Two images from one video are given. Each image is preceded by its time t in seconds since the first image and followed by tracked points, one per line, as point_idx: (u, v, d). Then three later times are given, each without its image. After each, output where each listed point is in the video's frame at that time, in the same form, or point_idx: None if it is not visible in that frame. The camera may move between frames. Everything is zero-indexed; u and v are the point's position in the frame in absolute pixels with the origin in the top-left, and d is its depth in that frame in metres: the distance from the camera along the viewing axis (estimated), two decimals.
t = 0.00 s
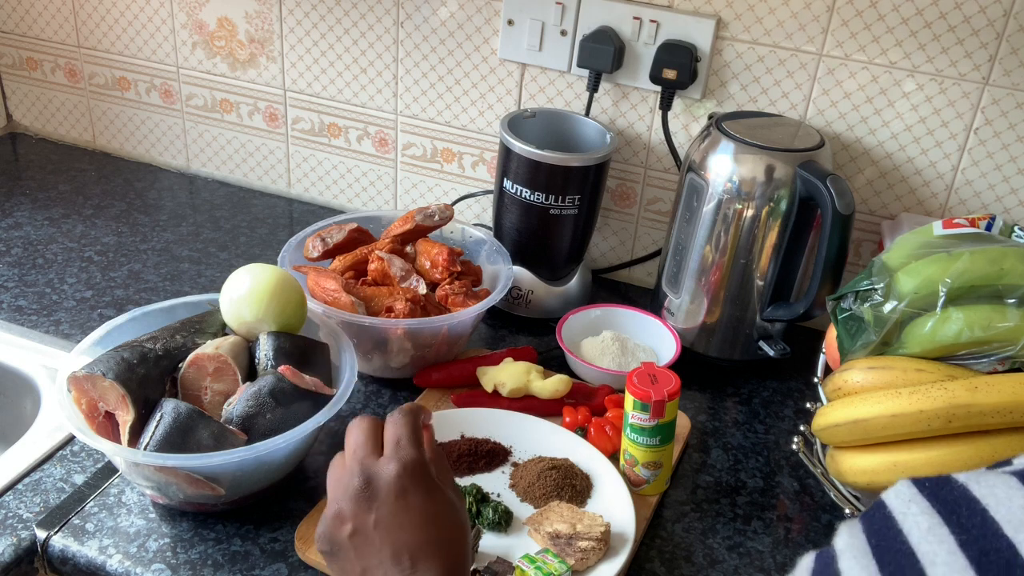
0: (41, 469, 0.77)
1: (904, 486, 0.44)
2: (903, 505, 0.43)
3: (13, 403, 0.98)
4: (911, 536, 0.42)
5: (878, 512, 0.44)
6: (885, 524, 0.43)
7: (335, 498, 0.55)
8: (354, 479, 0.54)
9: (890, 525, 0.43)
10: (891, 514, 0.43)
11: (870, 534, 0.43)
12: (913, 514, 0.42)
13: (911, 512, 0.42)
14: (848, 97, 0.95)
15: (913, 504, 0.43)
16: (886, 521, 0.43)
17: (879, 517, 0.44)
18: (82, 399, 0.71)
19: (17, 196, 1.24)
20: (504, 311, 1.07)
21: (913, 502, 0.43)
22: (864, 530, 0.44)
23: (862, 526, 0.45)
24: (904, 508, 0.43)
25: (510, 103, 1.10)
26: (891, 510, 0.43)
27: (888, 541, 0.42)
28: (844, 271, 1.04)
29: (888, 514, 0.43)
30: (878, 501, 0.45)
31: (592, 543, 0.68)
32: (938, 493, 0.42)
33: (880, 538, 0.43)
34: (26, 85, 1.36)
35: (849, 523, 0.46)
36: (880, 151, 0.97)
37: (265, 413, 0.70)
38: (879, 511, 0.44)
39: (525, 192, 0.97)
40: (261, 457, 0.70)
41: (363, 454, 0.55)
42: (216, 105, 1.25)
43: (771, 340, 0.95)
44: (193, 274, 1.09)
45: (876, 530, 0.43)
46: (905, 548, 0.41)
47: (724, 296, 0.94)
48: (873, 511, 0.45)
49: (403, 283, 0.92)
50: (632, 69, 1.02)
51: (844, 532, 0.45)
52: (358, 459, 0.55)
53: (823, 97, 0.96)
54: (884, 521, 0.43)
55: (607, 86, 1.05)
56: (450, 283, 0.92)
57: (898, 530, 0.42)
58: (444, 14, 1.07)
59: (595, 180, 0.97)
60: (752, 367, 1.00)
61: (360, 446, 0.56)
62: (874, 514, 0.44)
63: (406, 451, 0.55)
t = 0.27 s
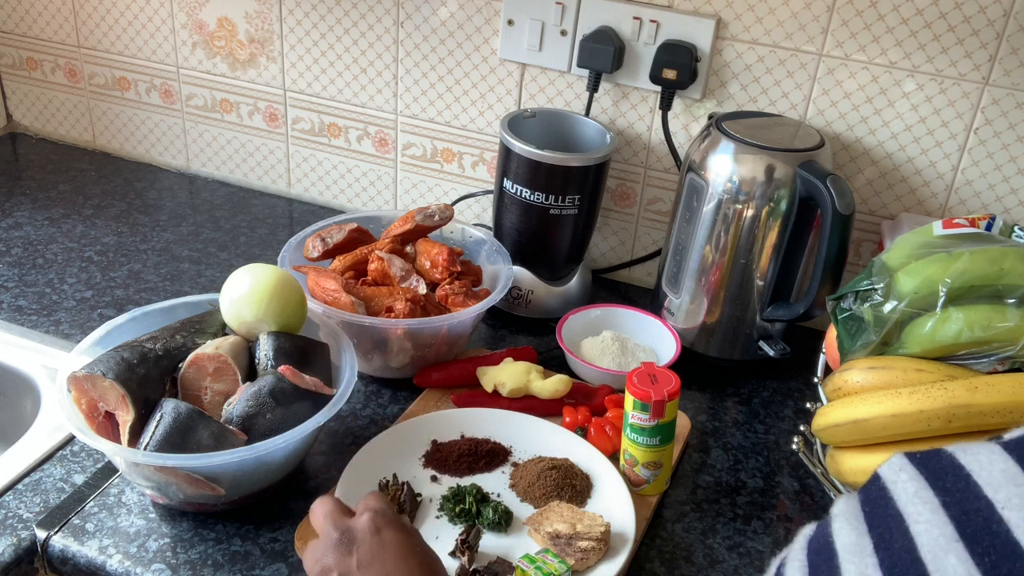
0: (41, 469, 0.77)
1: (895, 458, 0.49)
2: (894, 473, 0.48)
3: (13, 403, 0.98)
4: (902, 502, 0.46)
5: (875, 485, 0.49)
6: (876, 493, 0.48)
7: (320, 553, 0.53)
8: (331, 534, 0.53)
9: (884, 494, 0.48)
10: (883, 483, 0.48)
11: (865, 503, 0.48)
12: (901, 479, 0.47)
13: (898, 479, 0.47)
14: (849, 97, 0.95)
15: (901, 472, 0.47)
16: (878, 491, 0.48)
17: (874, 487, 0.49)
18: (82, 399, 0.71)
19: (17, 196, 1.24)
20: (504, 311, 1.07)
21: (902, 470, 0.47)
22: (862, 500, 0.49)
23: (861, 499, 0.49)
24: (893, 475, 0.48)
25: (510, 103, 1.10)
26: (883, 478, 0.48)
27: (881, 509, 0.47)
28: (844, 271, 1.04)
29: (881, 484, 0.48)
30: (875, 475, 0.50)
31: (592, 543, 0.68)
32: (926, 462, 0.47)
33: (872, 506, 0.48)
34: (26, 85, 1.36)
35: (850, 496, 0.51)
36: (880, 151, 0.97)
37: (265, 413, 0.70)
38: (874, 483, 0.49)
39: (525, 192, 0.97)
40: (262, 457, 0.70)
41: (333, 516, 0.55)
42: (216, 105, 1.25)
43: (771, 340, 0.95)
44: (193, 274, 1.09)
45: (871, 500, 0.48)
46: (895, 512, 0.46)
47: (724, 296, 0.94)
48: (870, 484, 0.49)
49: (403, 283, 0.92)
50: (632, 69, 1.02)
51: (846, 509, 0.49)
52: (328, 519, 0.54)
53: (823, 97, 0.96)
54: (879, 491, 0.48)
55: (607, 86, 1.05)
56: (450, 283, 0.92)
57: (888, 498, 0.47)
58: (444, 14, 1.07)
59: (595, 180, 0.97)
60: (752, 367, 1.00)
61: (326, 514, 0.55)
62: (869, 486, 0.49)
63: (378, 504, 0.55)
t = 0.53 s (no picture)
0: (41, 469, 0.77)
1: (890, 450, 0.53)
2: (889, 465, 0.51)
3: (13, 403, 0.98)
4: (894, 494, 0.49)
5: (873, 478, 0.52)
6: (874, 485, 0.51)
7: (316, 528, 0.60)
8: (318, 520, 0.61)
9: (880, 485, 0.51)
10: (880, 475, 0.52)
11: (864, 495, 0.52)
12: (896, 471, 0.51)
13: (892, 471, 0.51)
14: (849, 97, 0.95)
15: (895, 464, 0.51)
16: (876, 484, 0.51)
17: (872, 479, 0.52)
18: (82, 398, 0.71)
19: (17, 196, 1.24)
20: (504, 311, 1.07)
21: (896, 462, 0.51)
22: (860, 491, 0.53)
23: (860, 490, 0.53)
24: (888, 467, 0.51)
25: (510, 103, 1.10)
26: (878, 470, 0.52)
27: (876, 499, 0.50)
28: (844, 271, 1.04)
29: (877, 476, 0.52)
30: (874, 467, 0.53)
31: (592, 543, 0.68)
32: (920, 455, 0.51)
33: (871, 498, 0.51)
34: (26, 85, 1.36)
35: (849, 488, 0.55)
36: (880, 151, 0.97)
37: (265, 413, 0.70)
38: (873, 474, 0.52)
39: (525, 192, 0.97)
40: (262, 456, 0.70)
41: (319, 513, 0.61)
42: (216, 105, 1.25)
43: (771, 340, 0.95)
44: (193, 274, 1.09)
45: (868, 491, 0.51)
46: (888, 504, 0.49)
47: (724, 296, 0.94)
48: (869, 475, 0.53)
49: (402, 283, 0.92)
50: (632, 69, 1.02)
51: (844, 500, 0.53)
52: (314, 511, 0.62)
53: (823, 97, 0.96)
54: (876, 484, 0.51)
55: (607, 86, 1.05)
56: (450, 283, 0.92)
57: (884, 490, 0.50)
58: (444, 14, 1.07)
59: (595, 180, 0.97)
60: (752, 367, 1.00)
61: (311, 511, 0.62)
62: (868, 476, 0.53)
63: (364, 497, 0.62)
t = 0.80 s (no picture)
0: (41, 469, 0.77)
1: (883, 458, 0.52)
2: (880, 475, 0.51)
3: (13, 403, 0.98)
4: (885, 504, 0.49)
5: (864, 485, 0.52)
6: (864, 494, 0.51)
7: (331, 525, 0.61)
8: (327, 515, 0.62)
9: (870, 494, 0.51)
10: (870, 484, 0.51)
11: (854, 504, 0.51)
12: (887, 481, 0.50)
13: (884, 480, 0.50)
14: (848, 97, 0.95)
15: (887, 474, 0.50)
16: (866, 493, 0.51)
17: (862, 487, 0.52)
18: (82, 398, 0.71)
19: (17, 196, 1.24)
20: (504, 311, 1.07)
21: (888, 472, 0.50)
22: (850, 500, 0.52)
23: (849, 500, 0.52)
24: (880, 477, 0.50)
25: (510, 103, 1.10)
26: (869, 478, 0.51)
27: (866, 509, 0.50)
28: (844, 271, 1.04)
29: (868, 485, 0.51)
30: (864, 475, 0.53)
31: (592, 543, 0.68)
32: (911, 464, 0.50)
33: (859, 507, 0.51)
34: (26, 85, 1.36)
35: (839, 496, 0.54)
36: (880, 151, 0.97)
37: (265, 413, 0.70)
38: (863, 483, 0.52)
39: (525, 192, 0.97)
40: (262, 456, 0.70)
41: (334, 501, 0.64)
42: (216, 105, 1.25)
43: (771, 340, 0.95)
44: (193, 274, 1.09)
45: (858, 500, 0.51)
46: (879, 515, 0.49)
47: (724, 296, 0.94)
48: (860, 483, 0.53)
49: (403, 283, 0.92)
50: (632, 69, 1.02)
51: (833, 510, 0.52)
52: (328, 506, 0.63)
53: (823, 97, 0.96)
54: (866, 492, 0.51)
55: (607, 86, 1.05)
56: (450, 283, 0.92)
57: (875, 500, 0.50)
58: (444, 14, 1.07)
59: (595, 180, 0.97)
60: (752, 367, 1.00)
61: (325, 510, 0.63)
62: (858, 485, 0.52)
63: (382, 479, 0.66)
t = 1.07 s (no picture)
0: (41, 469, 0.77)
1: (894, 466, 0.49)
2: (893, 483, 0.48)
3: (13, 403, 0.98)
4: (898, 516, 0.46)
5: (874, 493, 0.49)
6: (874, 502, 0.48)
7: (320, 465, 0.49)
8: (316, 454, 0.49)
9: (881, 503, 0.48)
10: (881, 491, 0.48)
11: (862, 513, 0.49)
12: (900, 491, 0.47)
13: (897, 489, 0.47)
14: (848, 97, 0.95)
15: (900, 482, 0.47)
16: (876, 502, 0.48)
17: (871, 496, 0.49)
18: (82, 399, 0.71)
19: (17, 196, 1.24)
20: (504, 311, 1.07)
21: (901, 481, 0.48)
22: (858, 510, 0.49)
23: (856, 510, 0.50)
24: (892, 485, 0.48)
25: (510, 103, 1.10)
26: (880, 486, 0.49)
27: (879, 520, 0.47)
28: (844, 271, 1.04)
29: (879, 494, 0.48)
30: (873, 483, 0.50)
31: (592, 543, 0.68)
32: (925, 472, 0.47)
33: (870, 517, 0.48)
34: (26, 85, 1.36)
35: (845, 504, 0.51)
36: (880, 151, 0.97)
37: (265, 413, 0.70)
38: (872, 491, 0.49)
39: (525, 192, 0.97)
40: (262, 456, 0.70)
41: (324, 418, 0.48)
42: (216, 105, 1.25)
43: (771, 340, 0.95)
44: (193, 274, 1.09)
45: (867, 509, 0.49)
46: (893, 526, 0.46)
47: (724, 296, 0.94)
48: (868, 491, 0.50)
49: (403, 283, 0.92)
50: (632, 69, 1.02)
51: (840, 520, 0.50)
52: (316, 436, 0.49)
53: (823, 97, 0.96)
54: (875, 500, 0.48)
55: (607, 86, 1.05)
56: (450, 283, 0.92)
57: (887, 509, 0.47)
58: (444, 14, 1.07)
59: (595, 180, 0.97)
60: (752, 367, 1.00)
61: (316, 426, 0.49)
62: (867, 493, 0.50)
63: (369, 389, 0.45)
